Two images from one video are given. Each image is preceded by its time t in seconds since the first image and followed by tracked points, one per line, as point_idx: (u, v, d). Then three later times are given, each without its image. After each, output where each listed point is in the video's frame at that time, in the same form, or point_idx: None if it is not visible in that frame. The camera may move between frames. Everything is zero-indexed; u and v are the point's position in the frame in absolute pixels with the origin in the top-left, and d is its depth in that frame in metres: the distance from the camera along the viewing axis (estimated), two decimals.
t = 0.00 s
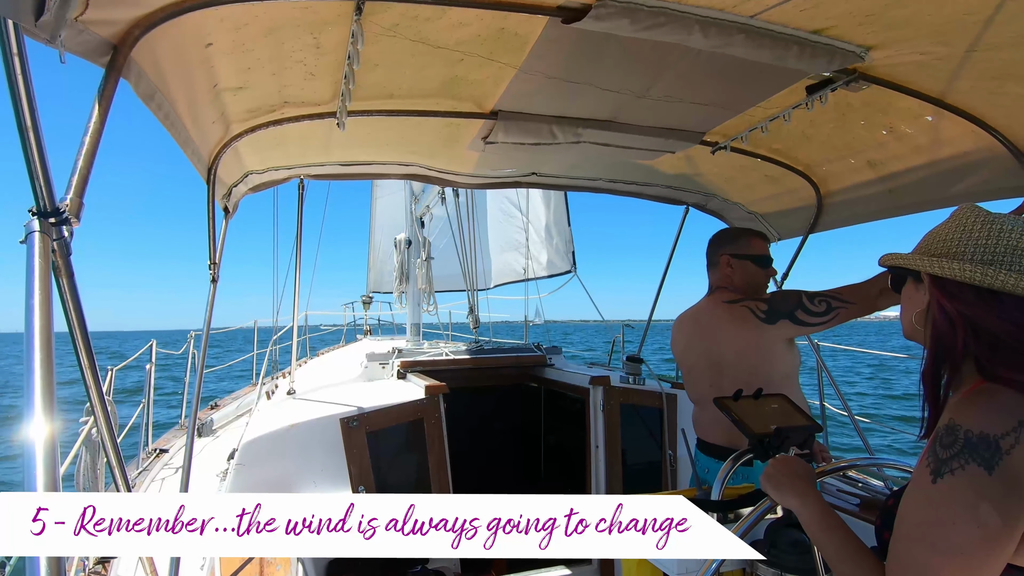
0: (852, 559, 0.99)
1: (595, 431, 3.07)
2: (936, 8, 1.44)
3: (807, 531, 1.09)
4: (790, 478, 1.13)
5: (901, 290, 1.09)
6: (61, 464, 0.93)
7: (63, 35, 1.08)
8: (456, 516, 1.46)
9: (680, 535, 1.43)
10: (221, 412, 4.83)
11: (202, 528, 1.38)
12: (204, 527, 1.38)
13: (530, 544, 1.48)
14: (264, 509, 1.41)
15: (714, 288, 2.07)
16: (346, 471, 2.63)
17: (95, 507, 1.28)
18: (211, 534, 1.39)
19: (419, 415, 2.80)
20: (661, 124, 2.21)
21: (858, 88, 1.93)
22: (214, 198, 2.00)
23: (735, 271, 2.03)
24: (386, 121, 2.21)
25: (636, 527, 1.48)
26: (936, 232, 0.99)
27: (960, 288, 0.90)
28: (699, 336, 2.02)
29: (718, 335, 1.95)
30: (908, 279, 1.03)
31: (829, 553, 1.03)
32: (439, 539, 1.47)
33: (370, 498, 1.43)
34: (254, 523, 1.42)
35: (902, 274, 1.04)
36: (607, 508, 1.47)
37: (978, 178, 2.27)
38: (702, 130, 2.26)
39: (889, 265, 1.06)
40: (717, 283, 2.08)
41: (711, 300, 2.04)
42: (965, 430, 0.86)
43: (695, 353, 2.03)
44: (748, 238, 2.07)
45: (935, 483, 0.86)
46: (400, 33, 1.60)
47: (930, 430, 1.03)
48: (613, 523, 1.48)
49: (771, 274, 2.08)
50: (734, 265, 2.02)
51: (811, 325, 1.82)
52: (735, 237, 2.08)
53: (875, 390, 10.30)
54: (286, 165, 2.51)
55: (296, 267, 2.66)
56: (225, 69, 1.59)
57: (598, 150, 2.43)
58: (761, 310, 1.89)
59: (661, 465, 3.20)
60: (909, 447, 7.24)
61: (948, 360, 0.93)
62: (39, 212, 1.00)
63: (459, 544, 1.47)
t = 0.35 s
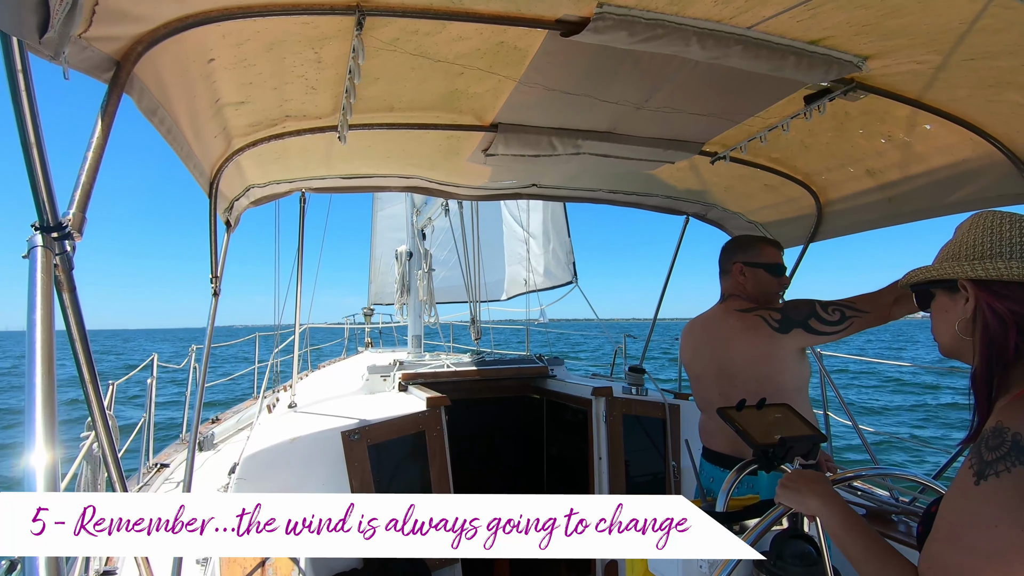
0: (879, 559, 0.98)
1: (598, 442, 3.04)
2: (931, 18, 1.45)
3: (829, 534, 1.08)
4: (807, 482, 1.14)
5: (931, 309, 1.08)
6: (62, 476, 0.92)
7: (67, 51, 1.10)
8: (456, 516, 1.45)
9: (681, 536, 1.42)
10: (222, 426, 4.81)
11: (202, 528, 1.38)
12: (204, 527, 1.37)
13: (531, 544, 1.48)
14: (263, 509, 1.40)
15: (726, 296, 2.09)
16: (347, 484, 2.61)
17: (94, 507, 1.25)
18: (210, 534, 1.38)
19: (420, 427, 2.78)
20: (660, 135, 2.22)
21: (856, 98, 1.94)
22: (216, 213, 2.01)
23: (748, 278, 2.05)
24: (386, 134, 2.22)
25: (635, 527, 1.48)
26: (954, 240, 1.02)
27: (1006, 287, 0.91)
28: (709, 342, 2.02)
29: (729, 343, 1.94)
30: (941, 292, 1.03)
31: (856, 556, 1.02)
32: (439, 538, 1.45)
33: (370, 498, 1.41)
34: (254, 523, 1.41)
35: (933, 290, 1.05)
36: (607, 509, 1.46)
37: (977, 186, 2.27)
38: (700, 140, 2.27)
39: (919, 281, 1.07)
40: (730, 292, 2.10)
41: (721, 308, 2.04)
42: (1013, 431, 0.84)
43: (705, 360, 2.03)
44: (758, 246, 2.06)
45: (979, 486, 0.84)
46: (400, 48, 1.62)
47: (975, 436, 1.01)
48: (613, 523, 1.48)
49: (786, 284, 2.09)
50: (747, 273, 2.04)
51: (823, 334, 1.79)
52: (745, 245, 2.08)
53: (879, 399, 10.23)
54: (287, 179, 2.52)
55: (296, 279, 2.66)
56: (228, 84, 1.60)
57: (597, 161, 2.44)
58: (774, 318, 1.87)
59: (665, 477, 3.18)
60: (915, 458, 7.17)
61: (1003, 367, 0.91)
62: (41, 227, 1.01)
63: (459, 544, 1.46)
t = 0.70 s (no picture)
0: (896, 561, 0.97)
1: (602, 449, 3.03)
2: (930, 22, 1.45)
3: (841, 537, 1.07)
4: (821, 489, 1.11)
5: (963, 314, 1.05)
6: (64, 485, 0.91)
7: (70, 62, 1.10)
8: (456, 516, 1.44)
9: (680, 536, 1.41)
10: (223, 435, 4.80)
11: (202, 527, 1.37)
12: (204, 526, 1.37)
13: (531, 544, 1.47)
14: (263, 509, 1.40)
15: (739, 300, 2.09)
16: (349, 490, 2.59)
17: (95, 506, 1.22)
18: (211, 534, 1.38)
19: (421, 436, 2.77)
20: (660, 141, 2.22)
21: (856, 103, 1.94)
22: (218, 221, 2.01)
23: (762, 282, 2.04)
24: (387, 142, 2.23)
25: (635, 527, 1.49)
26: (988, 240, 1.00)
27: None
28: (719, 345, 2.01)
29: (740, 346, 1.93)
30: (978, 294, 1.00)
31: (871, 559, 1.01)
32: (439, 538, 1.45)
33: (370, 498, 1.40)
34: (254, 523, 1.41)
35: (967, 291, 1.02)
36: (607, 509, 1.47)
37: (978, 190, 2.27)
38: (700, 145, 2.27)
39: (953, 282, 1.04)
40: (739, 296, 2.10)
41: (732, 312, 2.04)
42: None
43: (714, 363, 2.02)
44: (774, 249, 2.05)
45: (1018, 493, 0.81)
46: (401, 56, 1.63)
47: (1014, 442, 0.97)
48: (613, 523, 1.49)
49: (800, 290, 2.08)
50: (762, 277, 2.03)
51: (836, 342, 1.82)
52: (760, 249, 2.08)
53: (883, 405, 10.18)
54: (289, 187, 2.53)
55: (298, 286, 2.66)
56: (229, 94, 1.61)
57: (598, 168, 2.45)
58: (787, 324, 1.88)
59: (668, 484, 3.16)
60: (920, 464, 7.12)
61: None
62: (45, 237, 1.01)
63: (459, 544, 1.45)
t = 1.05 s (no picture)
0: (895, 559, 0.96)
1: (602, 446, 3.04)
2: (933, 20, 1.45)
3: (836, 542, 1.06)
4: (809, 488, 1.13)
5: (981, 308, 1.03)
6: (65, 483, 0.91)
7: (70, 57, 1.10)
8: (456, 516, 1.44)
9: (680, 535, 1.43)
10: (224, 430, 4.81)
11: (202, 528, 1.38)
12: (204, 527, 1.37)
13: (530, 544, 1.47)
14: (263, 509, 1.39)
15: (736, 297, 2.09)
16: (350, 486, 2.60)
17: (94, 507, 1.24)
18: (210, 534, 1.38)
19: (422, 432, 2.77)
20: (662, 138, 2.22)
21: (858, 100, 1.93)
22: (218, 217, 2.01)
23: (759, 280, 2.04)
24: (388, 139, 2.23)
25: (636, 527, 1.49)
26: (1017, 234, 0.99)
27: None
28: (713, 343, 2.02)
29: (732, 344, 1.94)
30: (998, 288, 0.98)
31: (870, 561, 0.99)
32: (439, 538, 1.45)
33: (371, 498, 1.40)
34: (253, 523, 1.41)
35: (990, 285, 1.01)
36: (607, 509, 1.46)
37: (980, 188, 2.26)
38: (702, 142, 2.27)
39: (978, 274, 1.02)
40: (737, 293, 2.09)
41: (730, 310, 2.05)
42: None
43: (708, 360, 2.02)
44: (774, 249, 2.05)
45: None
46: (402, 52, 1.62)
47: None
48: (613, 523, 1.48)
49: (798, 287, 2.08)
50: (759, 275, 2.03)
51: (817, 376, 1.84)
52: (757, 247, 2.07)
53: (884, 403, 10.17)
54: (290, 183, 2.53)
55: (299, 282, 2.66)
56: (230, 90, 1.61)
57: (599, 165, 2.44)
58: (783, 332, 1.88)
59: (668, 481, 3.16)
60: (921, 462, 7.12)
61: None
62: (46, 232, 1.01)
63: (459, 544, 1.46)
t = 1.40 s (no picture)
0: (881, 559, 0.97)
1: (599, 435, 3.06)
2: (939, 11, 1.43)
3: (822, 544, 1.07)
4: (792, 492, 1.14)
5: (976, 306, 1.03)
6: (66, 466, 0.92)
7: (69, 41, 1.10)
8: (456, 516, 1.46)
9: (680, 536, 1.40)
10: (225, 415, 4.85)
11: (202, 528, 1.39)
12: (204, 527, 1.39)
13: (531, 544, 1.50)
14: (263, 510, 1.41)
15: (734, 291, 2.07)
16: (349, 475, 2.63)
17: (95, 507, 1.25)
18: (211, 534, 1.40)
19: (421, 419, 2.79)
20: (664, 128, 2.21)
21: (862, 91, 1.92)
22: (218, 202, 2.00)
23: (759, 271, 2.04)
24: (389, 126, 2.22)
25: (636, 527, 1.49)
26: (1012, 231, 0.98)
27: None
28: (705, 334, 2.04)
29: (726, 334, 1.96)
30: (994, 286, 0.98)
31: (857, 564, 1.01)
32: (439, 538, 1.47)
33: (370, 498, 1.42)
34: (254, 523, 1.43)
35: (983, 281, 1.00)
36: (607, 509, 1.49)
37: (982, 181, 2.26)
38: (704, 133, 2.26)
39: (969, 270, 1.02)
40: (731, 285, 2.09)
41: (728, 301, 2.05)
42: None
43: (701, 353, 2.04)
44: (769, 240, 2.06)
45: None
46: (403, 39, 1.61)
47: None
48: (613, 523, 1.51)
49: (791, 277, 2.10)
50: (758, 266, 2.03)
51: (802, 377, 1.86)
52: (754, 238, 2.08)
53: (881, 395, 10.22)
54: (290, 169, 2.52)
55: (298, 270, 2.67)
56: (230, 75, 1.60)
57: (601, 154, 2.44)
58: (786, 325, 1.90)
59: (665, 471, 3.19)
60: (917, 454, 7.17)
61: None
62: (45, 216, 1.01)
63: (459, 544, 1.48)
